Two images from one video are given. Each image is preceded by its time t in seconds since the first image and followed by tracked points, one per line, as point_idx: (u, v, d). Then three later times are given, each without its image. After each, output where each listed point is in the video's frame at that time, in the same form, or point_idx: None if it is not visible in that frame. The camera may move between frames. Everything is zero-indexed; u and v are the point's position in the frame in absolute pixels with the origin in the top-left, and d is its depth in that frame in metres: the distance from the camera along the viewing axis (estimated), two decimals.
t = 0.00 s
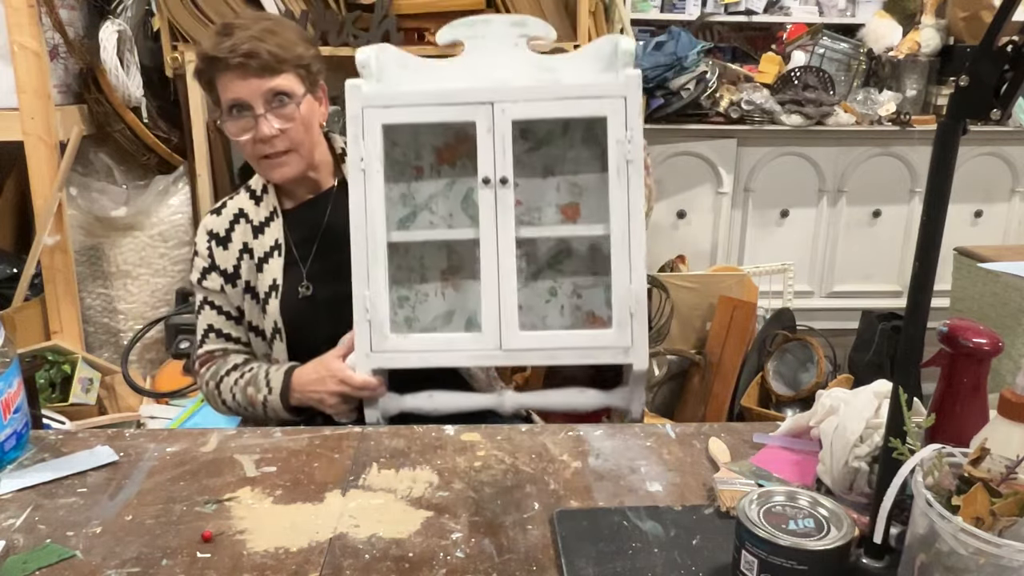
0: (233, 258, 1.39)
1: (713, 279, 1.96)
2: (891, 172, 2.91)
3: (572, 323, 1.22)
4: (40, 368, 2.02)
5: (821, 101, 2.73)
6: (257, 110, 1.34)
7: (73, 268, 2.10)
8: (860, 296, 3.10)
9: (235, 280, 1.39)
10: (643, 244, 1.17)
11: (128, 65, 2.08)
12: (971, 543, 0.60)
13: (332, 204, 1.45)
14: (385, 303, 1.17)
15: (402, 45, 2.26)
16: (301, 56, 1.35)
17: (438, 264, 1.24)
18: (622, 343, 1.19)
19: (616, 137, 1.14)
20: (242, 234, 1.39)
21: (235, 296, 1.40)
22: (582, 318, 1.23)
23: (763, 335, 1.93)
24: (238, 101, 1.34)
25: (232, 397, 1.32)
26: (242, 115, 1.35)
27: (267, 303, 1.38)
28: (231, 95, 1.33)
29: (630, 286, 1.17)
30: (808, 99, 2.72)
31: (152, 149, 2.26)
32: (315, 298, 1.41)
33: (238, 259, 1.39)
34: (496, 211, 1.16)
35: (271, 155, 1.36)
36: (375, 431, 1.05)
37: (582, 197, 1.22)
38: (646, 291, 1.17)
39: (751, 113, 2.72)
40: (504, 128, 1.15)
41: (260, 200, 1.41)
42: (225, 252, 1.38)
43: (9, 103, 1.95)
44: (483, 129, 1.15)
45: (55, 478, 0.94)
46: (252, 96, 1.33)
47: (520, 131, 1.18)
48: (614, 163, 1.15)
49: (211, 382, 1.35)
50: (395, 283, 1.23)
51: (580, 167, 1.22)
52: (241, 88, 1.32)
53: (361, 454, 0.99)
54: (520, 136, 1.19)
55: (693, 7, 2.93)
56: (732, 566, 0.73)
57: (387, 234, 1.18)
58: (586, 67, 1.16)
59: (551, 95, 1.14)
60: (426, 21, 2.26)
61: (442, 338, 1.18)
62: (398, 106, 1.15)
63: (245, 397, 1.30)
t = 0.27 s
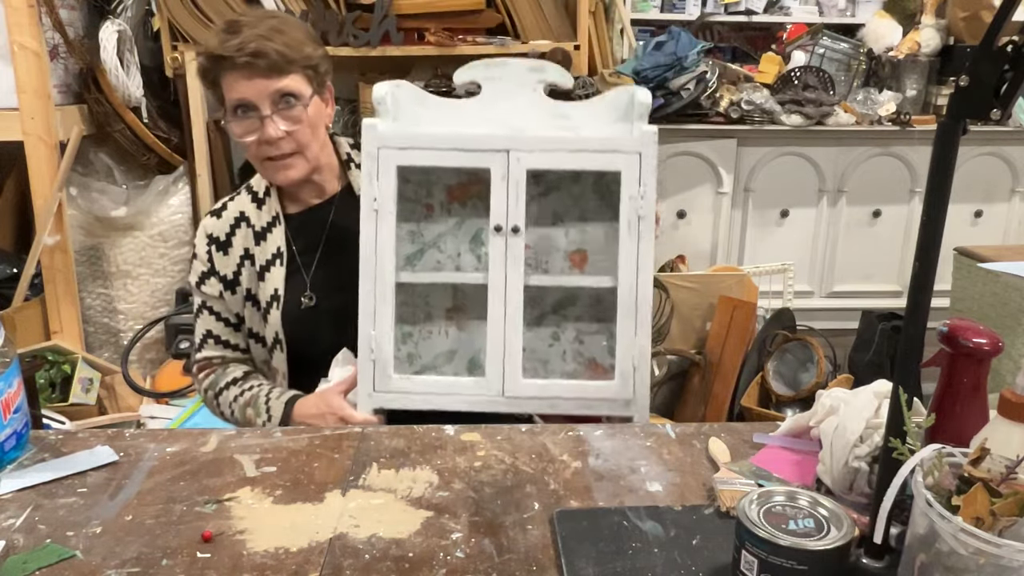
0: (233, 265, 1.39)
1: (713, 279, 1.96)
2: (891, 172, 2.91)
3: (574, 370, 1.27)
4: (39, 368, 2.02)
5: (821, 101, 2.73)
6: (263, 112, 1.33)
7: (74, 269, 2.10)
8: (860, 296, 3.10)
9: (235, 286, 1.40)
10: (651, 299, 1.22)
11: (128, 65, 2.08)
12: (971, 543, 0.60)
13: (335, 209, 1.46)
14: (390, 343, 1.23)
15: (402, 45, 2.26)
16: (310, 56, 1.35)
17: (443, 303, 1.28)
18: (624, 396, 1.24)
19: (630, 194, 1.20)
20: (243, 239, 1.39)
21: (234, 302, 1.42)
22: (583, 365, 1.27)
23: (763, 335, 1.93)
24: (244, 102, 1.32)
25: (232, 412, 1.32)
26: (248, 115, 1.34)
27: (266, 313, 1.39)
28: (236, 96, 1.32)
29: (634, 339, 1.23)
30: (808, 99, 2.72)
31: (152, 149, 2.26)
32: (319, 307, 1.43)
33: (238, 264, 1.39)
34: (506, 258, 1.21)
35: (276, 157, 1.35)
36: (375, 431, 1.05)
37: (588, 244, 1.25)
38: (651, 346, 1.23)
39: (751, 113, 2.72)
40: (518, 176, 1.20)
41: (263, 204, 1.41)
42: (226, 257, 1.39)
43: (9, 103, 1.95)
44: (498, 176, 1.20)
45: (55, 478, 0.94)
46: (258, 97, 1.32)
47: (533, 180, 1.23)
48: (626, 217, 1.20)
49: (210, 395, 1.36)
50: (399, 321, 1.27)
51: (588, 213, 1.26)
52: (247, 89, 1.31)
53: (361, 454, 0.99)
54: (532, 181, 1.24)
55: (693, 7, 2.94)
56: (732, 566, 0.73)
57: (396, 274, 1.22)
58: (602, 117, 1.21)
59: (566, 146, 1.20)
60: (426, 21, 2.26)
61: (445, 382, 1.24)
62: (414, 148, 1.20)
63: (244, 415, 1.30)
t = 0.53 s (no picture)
0: (239, 264, 1.39)
1: (713, 279, 1.96)
2: (891, 172, 2.91)
3: (575, 376, 1.28)
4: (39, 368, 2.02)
5: (821, 101, 2.73)
6: (275, 109, 1.34)
7: (73, 269, 2.10)
8: (860, 296, 3.10)
9: (240, 285, 1.40)
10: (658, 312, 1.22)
11: (128, 66, 2.08)
12: (971, 543, 0.60)
13: (342, 209, 1.46)
14: (395, 348, 1.23)
15: (403, 45, 2.26)
16: (322, 54, 1.36)
17: (447, 308, 1.29)
18: (627, 409, 1.24)
19: (640, 206, 1.19)
20: (250, 238, 1.39)
21: (238, 302, 1.41)
22: (585, 372, 1.28)
23: (763, 335, 1.93)
24: (256, 99, 1.33)
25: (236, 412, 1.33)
26: (260, 113, 1.35)
27: (272, 314, 1.40)
28: (248, 93, 1.33)
29: (640, 351, 1.22)
30: (808, 99, 2.72)
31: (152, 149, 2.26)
32: (325, 309, 1.43)
33: (244, 265, 1.39)
34: (515, 266, 1.21)
35: (286, 156, 1.36)
36: (375, 431, 1.05)
37: (597, 252, 1.28)
38: (656, 359, 1.23)
39: (751, 113, 2.72)
40: (529, 185, 1.20)
41: (269, 203, 1.41)
42: (231, 257, 1.38)
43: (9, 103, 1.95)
44: (509, 184, 1.21)
45: (54, 478, 0.94)
46: (271, 94, 1.33)
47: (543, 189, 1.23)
48: (636, 230, 1.20)
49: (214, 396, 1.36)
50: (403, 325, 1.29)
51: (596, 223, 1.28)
52: (259, 86, 1.32)
53: (361, 454, 0.99)
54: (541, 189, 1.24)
55: (693, 7, 2.94)
56: (732, 565, 0.73)
57: (403, 279, 1.23)
58: (614, 126, 1.22)
59: (577, 156, 1.19)
60: (426, 21, 2.26)
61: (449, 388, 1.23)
62: (425, 153, 1.21)
63: (249, 415, 1.31)
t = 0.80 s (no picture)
0: (241, 265, 1.39)
1: (713, 279, 1.96)
2: (891, 172, 2.91)
3: (576, 378, 1.26)
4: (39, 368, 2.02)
5: (821, 101, 2.73)
6: (283, 104, 1.33)
7: (73, 269, 2.10)
8: (860, 296, 3.10)
9: (242, 286, 1.40)
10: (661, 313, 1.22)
11: (128, 66, 2.08)
12: (971, 543, 0.60)
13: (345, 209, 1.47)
14: (401, 344, 1.22)
15: (403, 45, 2.26)
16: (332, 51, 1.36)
17: (449, 309, 1.28)
18: (630, 408, 1.22)
19: (643, 206, 1.20)
20: (252, 239, 1.39)
21: (240, 303, 1.41)
22: (585, 374, 1.26)
23: (763, 335, 1.92)
24: (266, 93, 1.32)
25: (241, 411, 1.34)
26: (268, 108, 1.34)
27: (274, 316, 1.39)
28: (257, 87, 1.32)
29: (643, 352, 1.22)
30: (808, 99, 2.72)
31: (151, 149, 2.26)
32: (327, 310, 1.43)
33: (247, 266, 1.39)
34: (521, 264, 1.21)
35: (293, 152, 1.35)
36: (375, 431, 1.05)
37: (599, 256, 1.26)
38: (657, 358, 1.23)
39: (751, 113, 2.72)
40: (536, 185, 1.21)
41: (272, 203, 1.41)
42: (233, 257, 1.38)
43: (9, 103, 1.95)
44: (516, 183, 1.21)
45: (54, 478, 0.94)
46: (280, 89, 1.32)
47: (549, 190, 1.24)
48: (640, 231, 1.21)
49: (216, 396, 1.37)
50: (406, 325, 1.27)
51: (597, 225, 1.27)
52: (270, 81, 1.32)
53: (361, 454, 0.99)
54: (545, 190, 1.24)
55: (693, 7, 2.94)
56: (732, 566, 0.73)
57: (410, 275, 1.23)
58: (618, 132, 1.23)
59: (583, 157, 1.21)
60: (426, 21, 2.26)
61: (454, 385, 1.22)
62: (433, 151, 1.21)
63: (252, 414, 1.32)
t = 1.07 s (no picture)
0: (244, 266, 1.38)
1: (713, 279, 1.95)
2: (891, 172, 2.91)
3: (583, 378, 1.30)
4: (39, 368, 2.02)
5: (821, 101, 2.73)
6: (292, 105, 1.33)
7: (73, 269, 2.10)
8: (860, 296, 3.10)
9: (245, 287, 1.39)
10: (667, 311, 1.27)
11: (128, 66, 2.08)
12: (971, 543, 0.60)
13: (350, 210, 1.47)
14: (409, 348, 1.27)
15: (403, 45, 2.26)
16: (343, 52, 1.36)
17: (456, 310, 1.32)
18: (639, 408, 1.27)
19: (650, 208, 1.25)
20: (256, 241, 1.39)
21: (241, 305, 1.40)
22: (592, 374, 1.30)
23: (763, 335, 1.92)
24: (275, 95, 1.33)
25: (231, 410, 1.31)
26: (277, 110, 1.34)
27: (278, 319, 1.40)
28: (266, 88, 1.32)
29: (651, 351, 1.26)
30: (808, 99, 2.72)
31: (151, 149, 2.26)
32: (335, 315, 1.44)
33: (250, 267, 1.39)
34: (529, 266, 1.26)
35: (302, 154, 1.35)
36: (375, 431, 1.05)
37: (604, 256, 1.31)
38: (666, 359, 1.27)
39: (751, 113, 2.72)
40: (543, 188, 1.25)
41: (277, 204, 1.40)
42: (236, 258, 1.38)
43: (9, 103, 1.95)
44: (523, 186, 1.25)
45: (54, 478, 0.94)
46: (290, 91, 1.32)
47: (555, 192, 1.28)
48: (647, 233, 1.25)
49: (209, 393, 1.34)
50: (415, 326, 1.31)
51: (602, 225, 1.31)
52: (280, 82, 1.32)
53: (361, 454, 0.99)
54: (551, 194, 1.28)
55: (693, 7, 2.94)
56: (732, 566, 0.73)
57: (419, 279, 1.27)
58: (619, 132, 1.28)
59: (590, 158, 1.25)
60: (426, 21, 2.26)
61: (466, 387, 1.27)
62: (439, 153, 1.25)
63: (243, 410, 1.29)
